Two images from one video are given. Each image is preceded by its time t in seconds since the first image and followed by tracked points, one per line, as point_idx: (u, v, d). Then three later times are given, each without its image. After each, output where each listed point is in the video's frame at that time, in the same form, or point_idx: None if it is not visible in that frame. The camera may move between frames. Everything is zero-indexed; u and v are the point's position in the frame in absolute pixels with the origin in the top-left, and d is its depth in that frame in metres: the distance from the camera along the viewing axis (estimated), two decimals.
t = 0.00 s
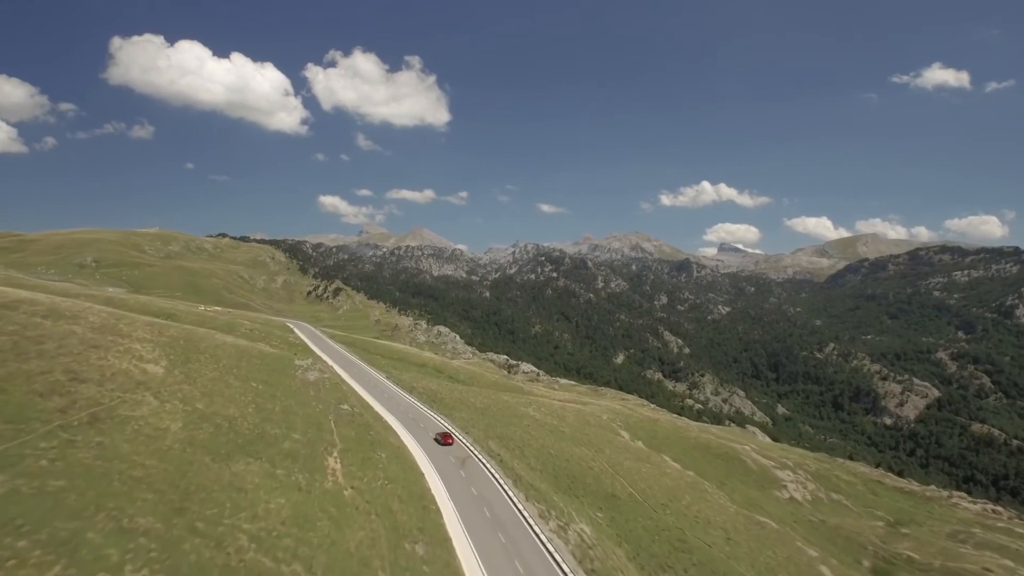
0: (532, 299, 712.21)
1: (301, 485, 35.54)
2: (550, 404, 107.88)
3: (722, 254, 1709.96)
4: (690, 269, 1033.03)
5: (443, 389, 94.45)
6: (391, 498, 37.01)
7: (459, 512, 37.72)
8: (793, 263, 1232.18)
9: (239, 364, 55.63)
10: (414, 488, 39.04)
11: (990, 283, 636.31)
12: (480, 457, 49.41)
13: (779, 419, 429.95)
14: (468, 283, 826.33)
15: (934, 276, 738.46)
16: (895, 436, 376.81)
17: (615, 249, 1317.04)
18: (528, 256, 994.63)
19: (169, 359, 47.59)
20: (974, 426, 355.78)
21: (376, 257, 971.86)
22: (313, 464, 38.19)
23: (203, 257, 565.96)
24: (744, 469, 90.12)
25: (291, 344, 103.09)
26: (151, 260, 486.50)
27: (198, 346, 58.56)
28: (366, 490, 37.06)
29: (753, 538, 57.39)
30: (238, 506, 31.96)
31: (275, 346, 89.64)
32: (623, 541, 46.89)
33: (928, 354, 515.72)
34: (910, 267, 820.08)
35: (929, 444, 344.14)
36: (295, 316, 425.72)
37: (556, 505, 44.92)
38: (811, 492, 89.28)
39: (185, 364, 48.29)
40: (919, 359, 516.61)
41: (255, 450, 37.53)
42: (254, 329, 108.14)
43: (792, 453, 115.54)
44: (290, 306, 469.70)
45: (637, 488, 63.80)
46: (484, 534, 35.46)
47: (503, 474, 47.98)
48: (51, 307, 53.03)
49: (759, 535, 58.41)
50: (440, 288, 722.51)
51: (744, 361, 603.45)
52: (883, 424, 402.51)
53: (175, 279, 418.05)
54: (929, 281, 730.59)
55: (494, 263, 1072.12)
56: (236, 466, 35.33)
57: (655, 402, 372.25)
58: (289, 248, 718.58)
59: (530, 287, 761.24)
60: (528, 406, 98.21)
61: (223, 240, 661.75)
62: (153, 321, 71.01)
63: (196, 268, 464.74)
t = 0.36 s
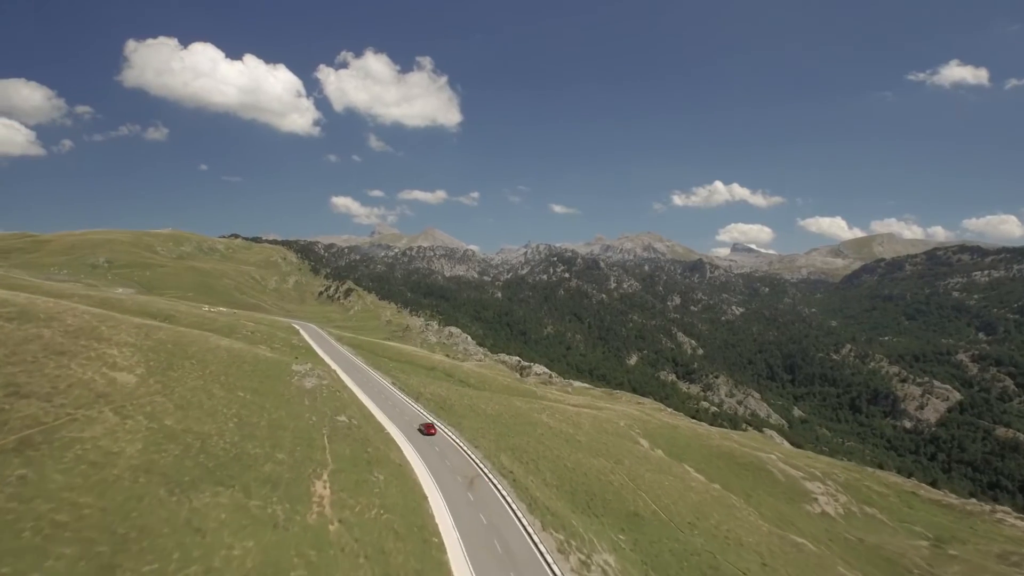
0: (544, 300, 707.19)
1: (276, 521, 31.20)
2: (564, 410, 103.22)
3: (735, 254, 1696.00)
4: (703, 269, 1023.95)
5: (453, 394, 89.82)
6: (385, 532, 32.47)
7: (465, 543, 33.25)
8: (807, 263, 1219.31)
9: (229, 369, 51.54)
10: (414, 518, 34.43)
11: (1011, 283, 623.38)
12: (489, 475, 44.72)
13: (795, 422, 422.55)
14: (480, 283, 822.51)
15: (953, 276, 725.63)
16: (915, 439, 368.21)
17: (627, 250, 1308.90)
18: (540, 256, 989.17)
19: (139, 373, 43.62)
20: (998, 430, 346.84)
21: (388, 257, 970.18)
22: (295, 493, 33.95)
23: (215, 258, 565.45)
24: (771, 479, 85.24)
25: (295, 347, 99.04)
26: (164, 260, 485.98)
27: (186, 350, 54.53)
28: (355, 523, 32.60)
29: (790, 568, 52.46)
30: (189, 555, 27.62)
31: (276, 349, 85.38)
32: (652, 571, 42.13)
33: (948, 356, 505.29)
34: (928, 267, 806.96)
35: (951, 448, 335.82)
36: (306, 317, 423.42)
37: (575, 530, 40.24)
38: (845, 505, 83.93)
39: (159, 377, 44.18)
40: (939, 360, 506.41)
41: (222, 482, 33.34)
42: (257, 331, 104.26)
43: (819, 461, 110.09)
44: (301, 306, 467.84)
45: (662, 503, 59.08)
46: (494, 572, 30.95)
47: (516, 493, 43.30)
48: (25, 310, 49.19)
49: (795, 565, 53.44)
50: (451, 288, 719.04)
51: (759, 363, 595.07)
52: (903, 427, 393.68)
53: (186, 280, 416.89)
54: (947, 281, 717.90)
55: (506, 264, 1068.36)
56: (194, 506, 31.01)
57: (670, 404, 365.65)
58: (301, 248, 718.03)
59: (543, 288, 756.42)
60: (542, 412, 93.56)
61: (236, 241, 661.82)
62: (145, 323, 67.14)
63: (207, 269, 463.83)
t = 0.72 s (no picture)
0: (556, 300, 701.97)
1: (235, 571, 26.41)
2: (579, 417, 98.07)
3: (748, 254, 1682.31)
4: (717, 270, 1014.56)
5: (461, 400, 85.09)
6: None
7: None
8: (821, 263, 1205.86)
9: (211, 378, 46.93)
10: (411, 559, 29.80)
11: None
12: (499, 497, 39.86)
13: (811, 425, 414.57)
14: (491, 284, 818.26)
15: (972, 276, 712.58)
16: (936, 443, 359.20)
17: (640, 250, 1300.46)
18: (552, 257, 983.72)
19: (95, 392, 38.82)
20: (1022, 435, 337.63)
21: (399, 258, 968.33)
22: (266, 533, 29.33)
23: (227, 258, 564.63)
24: (800, 491, 79.80)
25: (295, 352, 94.56)
26: (175, 260, 485.06)
27: (168, 356, 50.04)
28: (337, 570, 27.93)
29: None
30: None
31: (272, 353, 80.71)
32: None
33: (968, 358, 494.72)
34: (946, 267, 793.49)
35: (974, 453, 327.18)
36: (316, 317, 420.49)
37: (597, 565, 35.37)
38: (881, 519, 78.44)
39: (119, 395, 39.51)
40: (959, 362, 495.77)
41: (173, 522, 28.52)
42: (256, 333, 99.74)
43: (848, 471, 104.27)
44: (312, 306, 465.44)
45: (689, 524, 54.06)
46: None
47: (530, 520, 38.50)
48: None
49: None
50: (463, 289, 715.27)
51: (774, 364, 586.40)
52: (923, 431, 384.70)
53: (196, 280, 415.06)
54: (967, 281, 705.10)
55: (518, 265, 1063.72)
56: (131, 553, 26.12)
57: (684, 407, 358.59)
58: (313, 249, 716.84)
59: (555, 288, 751.00)
60: (556, 420, 88.52)
61: (248, 241, 661.30)
62: (130, 325, 62.76)
63: (218, 269, 462.32)
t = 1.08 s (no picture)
0: (567, 301, 696.35)
1: None
2: (594, 423, 93.17)
3: (760, 254, 1668.18)
4: (729, 270, 1003.93)
5: (468, 407, 80.25)
6: None
7: None
8: (836, 263, 1191.23)
9: (186, 386, 42.64)
10: None
11: None
12: (507, 528, 34.91)
13: (828, 427, 406.78)
14: (502, 284, 813.44)
15: (991, 276, 699.13)
16: (956, 447, 350.61)
17: (652, 250, 1291.02)
18: (563, 257, 977.99)
19: (40, 417, 34.37)
20: None
21: (410, 258, 966.18)
22: None
23: (238, 259, 563.38)
24: (832, 504, 74.35)
25: (294, 355, 90.47)
26: (186, 261, 484.29)
27: (143, 362, 45.88)
28: None
29: None
30: None
31: (268, 357, 76.36)
32: None
33: (988, 360, 484.18)
34: (964, 266, 779.54)
35: (997, 458, 318.45)
36: (326, 317, 417.15)
37: None
38: (919, 537, 73.07)
39: (67, 421, 35.00)
40: (979, 364, 485.21)
41: None
42: (255, 336, 95.79)
43: (878, 480, 98.53)
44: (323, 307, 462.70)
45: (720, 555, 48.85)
46: None
47: (542, 557, 33.63)
48: None
49: None
50: (474, 289, 711.22)
51: (788, 366, 577.53)
52: (943, 434, 375.76)
53: (206, 280, 412.92)
54: (986, 281, 691.91)
55: (530, 265, 1058.09)
56: None
57: (698, 408, 352.16)
58: (323, 249, 714.84)
59: (566, 289, 745.03)
60: (569, 427, 83.75)
61: (259, 242, 660.21)
62: (113, 328, 58.63)
63: (229, 270, 460.50)
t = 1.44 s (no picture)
0: (579, 301, 690.32)
1: None
2: (607, 431, 88.24)
3: (772, 254, 1653.50)
4: (742, 270, 993.74)
5: (476, 415, 75.53)
6: None
7: None
8: (850, 263, 1176.70)
9: (150, 403, 38.46)
10: None
11: None
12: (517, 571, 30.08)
13: (844, 430, 398.71)
14: (513, 284, 808.26)
15: (1011, 276, 685.86)
16: (978, 451, 341.93)
17: (663, 250, 1281.30)
18: (574, 257, 971.76)
19: None
20: None
21: (420, 259, 963.30)
22: None
23: (248, 259, 561.98)
24: (867, 523, 69.05)
25: (292, 360, 86.23)
26: (196, 261, 482.77)
27: (107, 372, 41.73)
28: None
29: None
30: None
31: (262, 363, 71.99)
32: None
33: (1009, 362, 473.42)
34: (983, 266, 765.60)
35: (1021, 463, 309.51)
36: (335, 318, 413.81)
37: None
38: (963, 560, 67.58)
39: (2, 453, 30.52)
40: (1000, 367, 474.48)
41: None
42: (252, 339, 91.61)
43: (911, 492, 92.81)
44: (333, 308, 459.90)
45: None
46: None
47: None
48: None
49: None
50: (484, 289, 706.81)
51: (802, 367, 568.68)
52: (964, 438, 366.74)
53: (216, 280, 410.69)
54: (1005, 281, 678.89)
55: (541, 265, 1052.52)
56: None
57: (712, 411, 345.44)
58: (334, 249, 712.78)
59: (577, 289, 739.19)
60: (581, 435, 78.91)
61: (269, 242, 658.95)
62: (88, 331, 54.61)
63: (239, 270, 458.25)
